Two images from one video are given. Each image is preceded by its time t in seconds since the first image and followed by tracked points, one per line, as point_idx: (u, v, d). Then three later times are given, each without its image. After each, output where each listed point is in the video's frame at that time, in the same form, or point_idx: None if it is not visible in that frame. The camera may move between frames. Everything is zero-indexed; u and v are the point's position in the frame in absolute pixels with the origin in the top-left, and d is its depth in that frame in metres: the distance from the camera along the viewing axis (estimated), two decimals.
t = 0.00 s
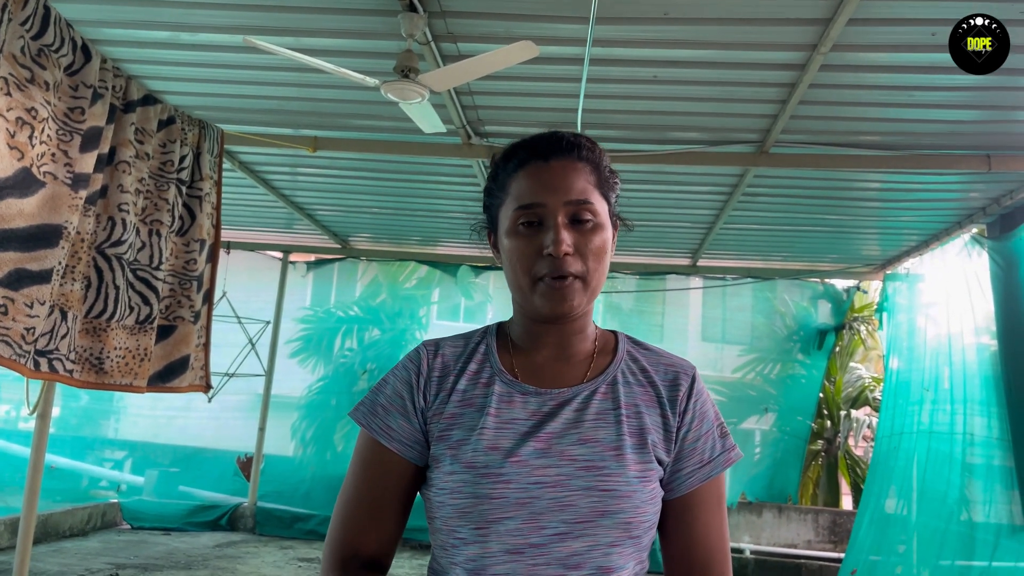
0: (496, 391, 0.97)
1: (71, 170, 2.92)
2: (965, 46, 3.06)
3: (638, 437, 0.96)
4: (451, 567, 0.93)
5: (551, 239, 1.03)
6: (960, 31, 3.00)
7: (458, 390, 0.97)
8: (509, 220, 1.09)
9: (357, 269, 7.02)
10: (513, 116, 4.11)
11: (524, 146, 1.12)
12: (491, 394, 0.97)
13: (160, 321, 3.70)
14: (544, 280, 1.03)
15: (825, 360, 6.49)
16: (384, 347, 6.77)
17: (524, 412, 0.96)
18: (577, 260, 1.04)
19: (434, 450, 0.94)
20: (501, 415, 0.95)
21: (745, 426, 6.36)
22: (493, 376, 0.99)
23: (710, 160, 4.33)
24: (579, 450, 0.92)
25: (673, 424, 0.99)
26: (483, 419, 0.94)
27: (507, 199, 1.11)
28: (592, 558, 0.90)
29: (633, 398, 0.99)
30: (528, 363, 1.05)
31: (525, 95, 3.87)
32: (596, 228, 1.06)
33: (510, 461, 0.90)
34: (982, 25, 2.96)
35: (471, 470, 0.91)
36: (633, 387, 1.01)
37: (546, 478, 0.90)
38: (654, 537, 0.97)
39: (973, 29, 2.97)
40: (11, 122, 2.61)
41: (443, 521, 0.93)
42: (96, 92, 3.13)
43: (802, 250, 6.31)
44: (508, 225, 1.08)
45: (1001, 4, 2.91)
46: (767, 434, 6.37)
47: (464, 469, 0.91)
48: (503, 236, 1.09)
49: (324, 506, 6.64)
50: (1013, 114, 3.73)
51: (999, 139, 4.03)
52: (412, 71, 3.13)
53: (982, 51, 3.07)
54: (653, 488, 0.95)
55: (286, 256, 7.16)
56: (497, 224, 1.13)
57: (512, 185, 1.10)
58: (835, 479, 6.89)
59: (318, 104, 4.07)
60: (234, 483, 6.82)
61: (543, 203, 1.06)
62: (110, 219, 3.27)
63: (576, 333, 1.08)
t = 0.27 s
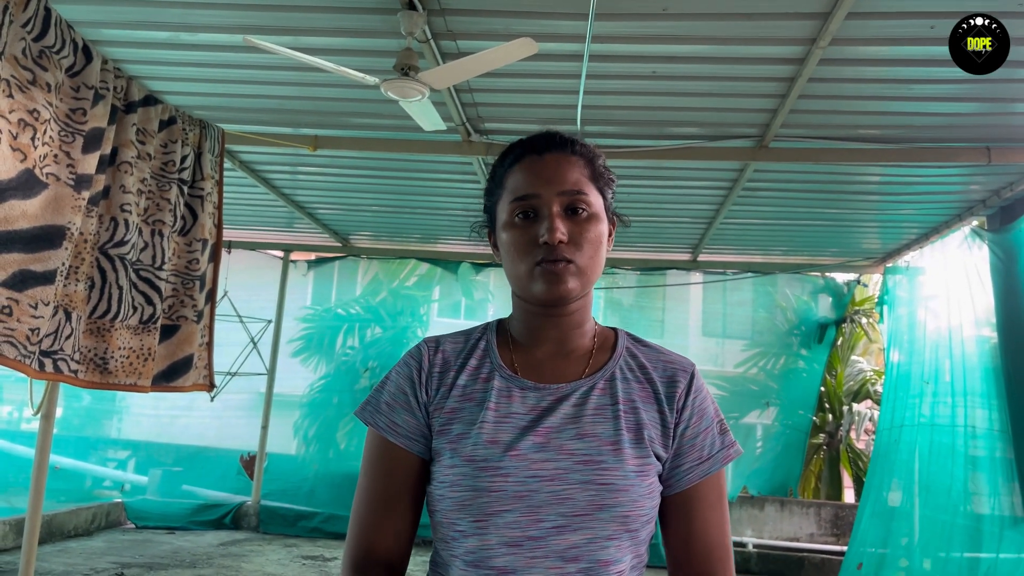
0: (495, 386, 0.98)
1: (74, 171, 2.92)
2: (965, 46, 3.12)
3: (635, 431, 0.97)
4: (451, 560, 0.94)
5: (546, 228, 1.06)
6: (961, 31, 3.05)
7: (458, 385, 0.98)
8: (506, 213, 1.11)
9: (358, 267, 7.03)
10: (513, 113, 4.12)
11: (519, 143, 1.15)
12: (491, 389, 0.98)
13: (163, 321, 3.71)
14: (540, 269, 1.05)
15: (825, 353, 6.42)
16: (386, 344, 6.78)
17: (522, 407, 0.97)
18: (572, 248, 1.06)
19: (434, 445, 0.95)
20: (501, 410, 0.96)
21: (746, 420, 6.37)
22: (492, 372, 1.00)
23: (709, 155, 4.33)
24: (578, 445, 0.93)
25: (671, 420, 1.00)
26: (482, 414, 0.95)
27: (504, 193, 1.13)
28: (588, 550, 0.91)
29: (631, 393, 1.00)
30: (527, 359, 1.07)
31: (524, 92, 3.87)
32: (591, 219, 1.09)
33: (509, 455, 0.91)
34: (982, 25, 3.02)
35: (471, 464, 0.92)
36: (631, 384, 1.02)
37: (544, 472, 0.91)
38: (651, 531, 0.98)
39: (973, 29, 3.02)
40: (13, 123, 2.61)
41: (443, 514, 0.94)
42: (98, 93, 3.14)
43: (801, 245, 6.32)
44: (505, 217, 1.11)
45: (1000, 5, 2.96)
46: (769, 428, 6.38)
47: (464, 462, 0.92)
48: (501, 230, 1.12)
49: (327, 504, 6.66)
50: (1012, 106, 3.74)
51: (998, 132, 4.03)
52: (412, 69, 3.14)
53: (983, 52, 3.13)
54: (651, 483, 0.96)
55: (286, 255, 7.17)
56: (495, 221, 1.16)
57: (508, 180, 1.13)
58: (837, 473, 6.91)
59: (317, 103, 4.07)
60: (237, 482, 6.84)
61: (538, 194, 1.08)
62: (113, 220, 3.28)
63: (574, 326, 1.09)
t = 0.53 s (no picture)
0: (481, 399, 0.98)
1: (67, 178, 2.92)
2: (965, 46, 3.14)
3: (622, 442, 0.97)
4: (441, 575, 0.94)
5: (525, 235, 1.06)
6: (961, 31, 3.06)
7: (444, 398, 0.98)
8: (484, 222, 1.12)
9: (355, 268, 7.01)
10: (508, 113, 4.11)
11: (497, 153, 1.16)
12: (477, 402, 0.97)
13: (159, 326, 3.71)
14: (520, 276, 1.05)
15: (824, 351, 6.45)
16: (384, 345, 6.77)
17: (509, 420, 0.97)
18: (552, 253, 1.06)
19: (421, 459, 0.95)
20: (487, 424, 0.95)
21: (746, 417, 6.35)
22: (479, 385, 1.00)
23: (705, 153, 4.32)
24: (564, 457, 0.93)
25: (657, 429, 0.99)
26: (468, 428, 0.95)
27: (483, 203, 1.14)
28: (578, 563, 0.91)
29: (616, 403, 1.00)
30: (511, 370, 1.06)
31: (519, 92, 3.86)
32: (569, 224, 1.09)
33: (496, 469, 0.91)
34: (982, 25, 3.03)
35: (459, 478, 0.91)
36: (616, 393, 1.02)
37: (532, 486, 0.91)
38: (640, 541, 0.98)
39: (973, 29, 3.03)
40: (5, 132, 2.60)
41: (430, 530, 0.93)
42: (90, 100, 3.14)
43: (799, 241, 6.32)
44: (484, 227, 1.11)
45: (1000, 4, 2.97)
46: (769, 425, 6.35)
47: (451, 477, 0.92)
48: (481, 239, 1.12)
49: (328, 506, 6.66)
50: (1008, 102, 3.73)
51: (994, 128, 4.02)
52: (405, 71, 3.13)
53: (983, 52, 3.15)
54: (638, 493, 0.96)
55: (284, 257, 7.15)
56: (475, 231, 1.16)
57: (486, 188, 1.14)
58: (837, 469, 6.91)
59: (312, 105, 4.06)
60: (237, 484, 6.84)
61: (516, 201, 1.09)
62: (107, 226, 3.28)
63: (558, 336, 1.09)
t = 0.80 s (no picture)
0: (458, 420, 0.98)
1: (53, 189, 2.92)
2: (965, 46, 3.11)
3: (600, 460, 0.97)
4: None
5: (499, 248, 1.08)
6: (961, 31, 3.05)
7: (422, 420, 0.98)
8: (459, 238, 1.14)
9: (348, 272, 7.00)
10: (497, 118, 4.11)
11: (472, 172, 1.19)
12: (454, 423, 0.98)
13: (149, 335, 3.71)
14: (494, 290, 1.06)
15: (817, 351, 6.44)
16: (377, 349, 6.76)
17: (487, 440, 0.97)
18: (525, 266, 1.07)
19: (398, 482, 0.95)
20: (465, 445, 0.96)
21: (740, 417, 6.35)
22: (456, 406, 1.00)
23: (695, 157, 4.33)
24: (544, 477, 0.94)
25: (635, 447, 1.00)
26: (447, 449, 0.95)
27: (458, 220, 1.16)
28: None
29: (595, 421, 1.01)
30: (488, 389, 1.06)
31: (508, 97, 3.87)
32: (543, 238, 1.11)
33: (475, 491, 0.91)
34: (982, 25, 3.01)
35: (438, 501, 0.91)
36: (594, 411, 1.02)
37: (511, 507, 0.92)
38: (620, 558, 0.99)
39: (973, 29, 3.01)
40: None
41: (409, 553, 0.93)
42: (77, 110, 3.15)
43: (791, 242, 6.33)
44: (459, 242, 1.13)
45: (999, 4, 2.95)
46: (763, 425, 6.33)
47: (430, 500, 0.92)
48: (456, 256, 1.14)
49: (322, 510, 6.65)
50: (994, 104, 3.74)
51: (982, 129, 4.04)
52: (393, 79, 3.13)
53: (983, 52, 3.13)
54: (617, 511, 0.97)
55: (276, 261, 7.13)
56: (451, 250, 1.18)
57: (461, 205, 1.17)
58: (831, 468, 6.93)
59: (301, 112, 4.06)
60: (231, 490, 6.84)
61: (489, 216, 1.11)
62: (94, 236, 3.28)
63: (533, 352, 1.09)
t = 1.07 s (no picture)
0: (447, 430, 0.98)
1: (43, 194, 2.91)
2: (965, 46, 3.10)
3: (590, 468, 0.97)
4: None
5: (484, 257, 1.08)
6: (961, 30, 3.04)
7: (410, 430, 0.98)
8: (446, 247, 1.14)
9: (341, 273, 6.98)
10: (490, 120, 4.11)
11: (459, 180, 1.19)
12: (443, 433, 0.98)
13: (140, 339, 3.71)
14: (481, 299, 1.07)
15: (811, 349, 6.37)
16: (371, 350, 6.75)
17: (477, 450, 0.97)
18: (511, 274, 1.07)
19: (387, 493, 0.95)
20: (454, 455, 0.96)
21: (733, 417, 6.35)
22: (444, 416, 1.00)
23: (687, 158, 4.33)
24: (533, 486, 0.93)
25: (625, 454, 1.00)
26: (436, 459, 0.95)
27: (445, 229, 1.17)
28: None
29: (584, 429, 1.01)
30: (477, 398, 1.06)
31: (500, 100, 3.86)
32: (529, 246, 1.11)
33: (464, 502, 0.91)
34: (982, 25, 3.00)
35: (426, 512, 0.92)
36: (584, 418, 1.02)
37: (501, 517, 0.91)
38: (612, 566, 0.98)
39: (973, 29, 3.01)
40: None
41: (399, 564, 0.93)
42: (67, 114, 3.15)
43: (784, 243, 6.34)
44: (446, 251, 1.13)
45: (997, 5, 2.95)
46: (756, 425, 6.34)
47: (419, 511, 0.92)
48: (443, 265, 1.14)
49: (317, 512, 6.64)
50: (986, 106, 3.76)
51: (973, 131, 4.05)
52: (385, 81, 3.12)
53: (983, 52, 3.11)
54: (608, 519, 0.96)
55: (269, 263, 7.11)
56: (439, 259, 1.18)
57: (447, 214, 1.17)
58: (824, 468, 6.94)
59: (293, 114, 4.05)
60: (224, 492, 6.82)
61: (475, 224, 1.11)
62: (85, 240, 3.27)
63: (523, 362, 1.09)
